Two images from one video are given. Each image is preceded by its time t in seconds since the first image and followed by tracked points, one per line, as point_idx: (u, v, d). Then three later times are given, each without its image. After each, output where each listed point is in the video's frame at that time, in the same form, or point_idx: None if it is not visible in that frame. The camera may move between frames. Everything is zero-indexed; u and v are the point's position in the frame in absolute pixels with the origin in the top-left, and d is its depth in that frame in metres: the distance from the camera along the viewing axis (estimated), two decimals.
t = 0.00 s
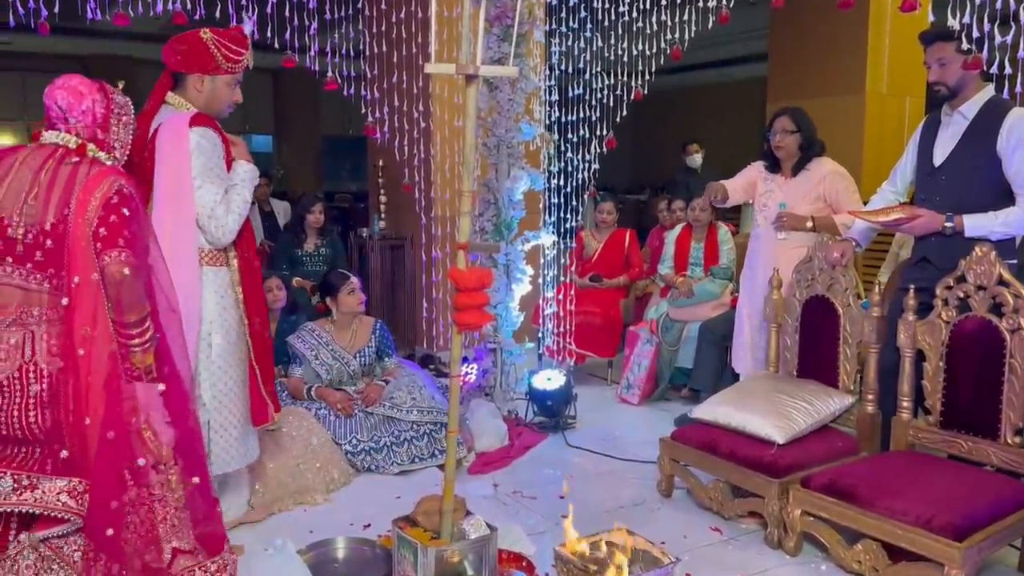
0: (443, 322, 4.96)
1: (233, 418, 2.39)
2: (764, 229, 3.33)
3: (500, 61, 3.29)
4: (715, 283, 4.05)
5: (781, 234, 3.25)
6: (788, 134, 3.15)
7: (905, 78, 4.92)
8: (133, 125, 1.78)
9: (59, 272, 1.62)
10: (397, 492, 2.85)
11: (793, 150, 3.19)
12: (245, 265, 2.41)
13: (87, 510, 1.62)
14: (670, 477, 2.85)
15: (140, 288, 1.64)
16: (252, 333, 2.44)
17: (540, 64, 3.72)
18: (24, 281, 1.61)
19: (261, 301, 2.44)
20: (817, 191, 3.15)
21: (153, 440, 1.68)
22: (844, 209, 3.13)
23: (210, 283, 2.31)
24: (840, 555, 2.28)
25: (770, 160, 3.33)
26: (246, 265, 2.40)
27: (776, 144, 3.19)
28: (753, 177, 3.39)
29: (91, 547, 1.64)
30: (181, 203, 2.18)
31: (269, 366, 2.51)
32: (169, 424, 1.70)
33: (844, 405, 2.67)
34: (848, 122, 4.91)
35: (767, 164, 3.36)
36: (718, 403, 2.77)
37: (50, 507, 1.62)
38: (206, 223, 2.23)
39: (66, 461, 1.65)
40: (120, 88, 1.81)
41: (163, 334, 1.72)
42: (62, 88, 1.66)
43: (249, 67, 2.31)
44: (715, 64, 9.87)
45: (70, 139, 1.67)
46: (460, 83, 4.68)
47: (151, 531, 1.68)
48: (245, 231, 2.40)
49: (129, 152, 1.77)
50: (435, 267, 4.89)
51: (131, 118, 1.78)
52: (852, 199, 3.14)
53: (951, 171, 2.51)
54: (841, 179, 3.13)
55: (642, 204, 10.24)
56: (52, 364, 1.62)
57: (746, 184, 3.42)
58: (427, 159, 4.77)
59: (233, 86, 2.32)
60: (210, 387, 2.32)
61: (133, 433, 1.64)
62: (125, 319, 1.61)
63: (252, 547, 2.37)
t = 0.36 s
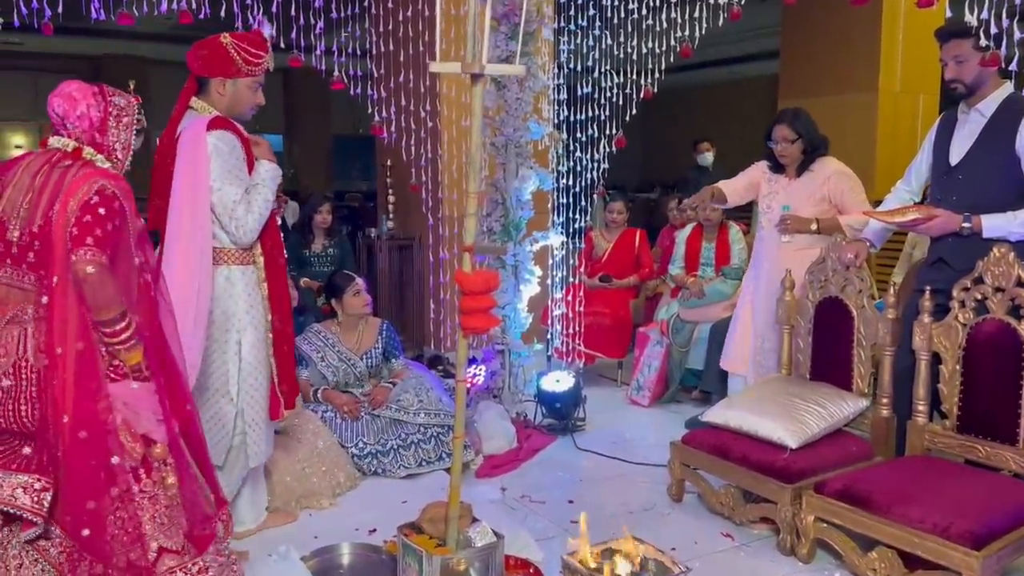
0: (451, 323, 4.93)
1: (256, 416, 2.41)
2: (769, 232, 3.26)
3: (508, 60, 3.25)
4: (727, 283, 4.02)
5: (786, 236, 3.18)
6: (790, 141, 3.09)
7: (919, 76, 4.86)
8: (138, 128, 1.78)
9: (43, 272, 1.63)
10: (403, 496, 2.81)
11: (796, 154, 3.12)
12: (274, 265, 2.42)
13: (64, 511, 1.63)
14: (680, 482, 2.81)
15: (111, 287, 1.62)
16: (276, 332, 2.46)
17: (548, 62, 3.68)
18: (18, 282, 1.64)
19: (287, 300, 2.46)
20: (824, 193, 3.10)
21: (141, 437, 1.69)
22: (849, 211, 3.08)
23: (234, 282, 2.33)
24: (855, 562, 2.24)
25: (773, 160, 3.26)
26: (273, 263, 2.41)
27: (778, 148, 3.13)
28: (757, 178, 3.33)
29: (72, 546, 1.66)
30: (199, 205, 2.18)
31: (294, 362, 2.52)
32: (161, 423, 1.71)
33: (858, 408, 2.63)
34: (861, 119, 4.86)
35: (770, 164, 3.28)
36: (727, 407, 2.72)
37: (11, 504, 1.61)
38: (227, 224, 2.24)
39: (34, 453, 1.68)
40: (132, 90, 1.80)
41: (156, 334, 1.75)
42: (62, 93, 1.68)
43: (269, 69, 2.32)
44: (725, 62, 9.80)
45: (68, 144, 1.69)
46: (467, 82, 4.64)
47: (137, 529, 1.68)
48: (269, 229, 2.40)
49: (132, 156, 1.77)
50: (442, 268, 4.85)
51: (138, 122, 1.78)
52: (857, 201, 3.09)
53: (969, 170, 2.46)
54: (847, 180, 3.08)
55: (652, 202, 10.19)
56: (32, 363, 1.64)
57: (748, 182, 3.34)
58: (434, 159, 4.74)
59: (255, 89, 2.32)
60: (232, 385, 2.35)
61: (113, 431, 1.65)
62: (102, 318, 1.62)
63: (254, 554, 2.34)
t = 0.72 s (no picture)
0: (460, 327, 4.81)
1: (293, 414, 2.34)
2: (749, 236, 3.14)
3: (517, 60, 3.21)
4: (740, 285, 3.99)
5: (767, 238, 3.05)
6: (766, 139, 3.01)
7: (937, 72, 4.77)
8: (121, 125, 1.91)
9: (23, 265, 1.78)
10: (410, 503, 2.78)
11: (772, 154, 3.04)
12: (293, 266, 2.34)
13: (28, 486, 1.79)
14: (693, 489, 2.75)
15: (72, 272, 1.72)
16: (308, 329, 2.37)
17: (558, 61, 3.63)
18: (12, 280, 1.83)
19: (313, 296, 2.37)
20: (803, 193, 3.01)
21: (106, 419, 1.84)
22: (832, 212, 2.96)
23: (253, 284, 2.29)
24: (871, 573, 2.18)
25: (750, 162, 3.18)
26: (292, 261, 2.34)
27: (753, 149, 3.05)
28: (734, 182, 3.24)
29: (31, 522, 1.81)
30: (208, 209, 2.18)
31: (333, 356, 2.39)
32: (130, 409, 1.85)
33: (874, 414, 2.56)
34: (878, 119, 4.78)
35: (748, 166, 3.20)
36: (740, 413, 2.66)
37: None
38: (241, 228, 2.23)
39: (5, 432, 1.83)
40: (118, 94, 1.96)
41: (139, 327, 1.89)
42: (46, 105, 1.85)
43: (289, 72, 2.29)
44: (737, 61, 9.70)
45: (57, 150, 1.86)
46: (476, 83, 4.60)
47: (89, 506, 1.83)
48: (287, 227, 2.34)
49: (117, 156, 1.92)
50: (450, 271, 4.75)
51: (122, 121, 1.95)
52: (840, 201, 2.97)
53: (989, 170, 2.39)
54: (827, 180, 2.97)
55: (665, 202, 10.12)
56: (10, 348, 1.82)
57: (725, 184, 3.25)
58: (443, 161, 4.70)
59: (274, 93, 2.31)
60: (267, 383, 2.30)
61: (75, 413, 1.80)
62: (72, 306, 1.74)
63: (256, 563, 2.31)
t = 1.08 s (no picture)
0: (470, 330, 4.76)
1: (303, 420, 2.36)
2: (743, 237, 3.11)
3: (526, 62, 3.19)
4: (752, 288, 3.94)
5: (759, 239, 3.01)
6: (753, 136, 2.96)
7: (955, 70, 4.71)
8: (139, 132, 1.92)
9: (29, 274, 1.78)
10: (418, 508, 2.76)
11: (760, 153, 3.00)
12: (315, 276, 2.38)
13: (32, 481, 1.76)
14: (704, 495, 2.72)
15: (69, 273, 1.71)
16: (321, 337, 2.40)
17: (567, 62, 3.60)
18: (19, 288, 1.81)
19: (334, 306, 2.41)
20: (793, 192, 2.95)
21: (103, 418, 1.81)
22: (822, 210, 2.91)
23: (277, 289, 2.31)
24: None
25: (739, 162, 3.13)
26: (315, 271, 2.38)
27: (741, 146, 3.01)
28: (723, 183, 3.20)
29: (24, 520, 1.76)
30: (227, 214, 2.18)
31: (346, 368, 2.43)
32: (133, 408, 1.83)
33: (890, 419, 2.52)
34: (894, 119, 4.73)
35: (737, 166, 3.15)
36: (752, 417, 2.62)
37: None
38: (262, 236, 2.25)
39: None
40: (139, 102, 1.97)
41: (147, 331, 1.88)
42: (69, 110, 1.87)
43: (313, 79, 2.29)
44: (751, 62, 9.62)
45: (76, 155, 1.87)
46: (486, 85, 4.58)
47: (87, 499, 1.79)
48: (311, 236, 2.38)
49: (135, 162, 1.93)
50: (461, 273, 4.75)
51: (143, 126, 1.95)
52: (830, 198, 2.92)
53: (1005, 170, 2.34)
54: (817, 179, 2.92)
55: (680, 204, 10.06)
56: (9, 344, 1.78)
57: (714, 181, 3.20)
58: (452, 163, 4.69)
59: (301, 102, 2.30)
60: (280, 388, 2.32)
61: (74, 414, 1.78)
62: (73, 309, 1.74)
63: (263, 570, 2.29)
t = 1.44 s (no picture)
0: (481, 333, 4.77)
1: (343, 422, 2.34)
2: (744, 240, 3.10)
3: (533, 65, 3.18)
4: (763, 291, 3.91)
5: (760, 243, 3.00)
6: (756, 139, 2.94)
7: (969, 70, 4.67)
8: (180, 152, 1.92)
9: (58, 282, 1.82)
10: (426, 513, 2.76)
11: (761, 155, 2.96)
12: (361, 279, 2.36)
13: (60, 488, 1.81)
14: (714, 499, 2.69)
15: (95, 289, 1.74)
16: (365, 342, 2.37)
17: (575, 65, 3.60)
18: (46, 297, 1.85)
19: (377, 311, 2.38)
20: (796, 194, 2.94)
21: (135, 424, 1.84)
22: (824, 212, 2.92)
23: (326, 291, 2.32)
24: None
25: (739, 163, 3.10)
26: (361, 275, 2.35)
27: (743, 150, 2.98)
28: (724, 184, 3.16)
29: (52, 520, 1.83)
30: (272, 218, 2.24)
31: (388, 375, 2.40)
32: (163, 414, 1.87)
33: (901, 423, 2.49)
34: (908, 119, 4.70)
35: (738, 167, 3.12)
36: (762, 422, 2.60)
37: (16, 470, 1.82)
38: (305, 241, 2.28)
39: (40, 433, 1.85)
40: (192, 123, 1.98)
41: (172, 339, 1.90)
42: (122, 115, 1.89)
43: (356, 86, 2.29)
44: (761, 62, 9.55)
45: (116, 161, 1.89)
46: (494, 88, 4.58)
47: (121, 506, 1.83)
48: (356, 238, 2.36)
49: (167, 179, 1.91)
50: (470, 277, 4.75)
51: (185, 149, 1.95)
52: (832, 199, 2.92)
53: (1018, 171, 2.31)
54: (818, 180, 2.92)
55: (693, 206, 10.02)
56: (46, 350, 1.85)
57: (715, 181, 3.16)
58: (461, 166, 4.69)
59: (341, 110, 2.32)
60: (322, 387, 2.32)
61: (104, 420, 1.82)
62: (102, 322, 1.77)
63: None
